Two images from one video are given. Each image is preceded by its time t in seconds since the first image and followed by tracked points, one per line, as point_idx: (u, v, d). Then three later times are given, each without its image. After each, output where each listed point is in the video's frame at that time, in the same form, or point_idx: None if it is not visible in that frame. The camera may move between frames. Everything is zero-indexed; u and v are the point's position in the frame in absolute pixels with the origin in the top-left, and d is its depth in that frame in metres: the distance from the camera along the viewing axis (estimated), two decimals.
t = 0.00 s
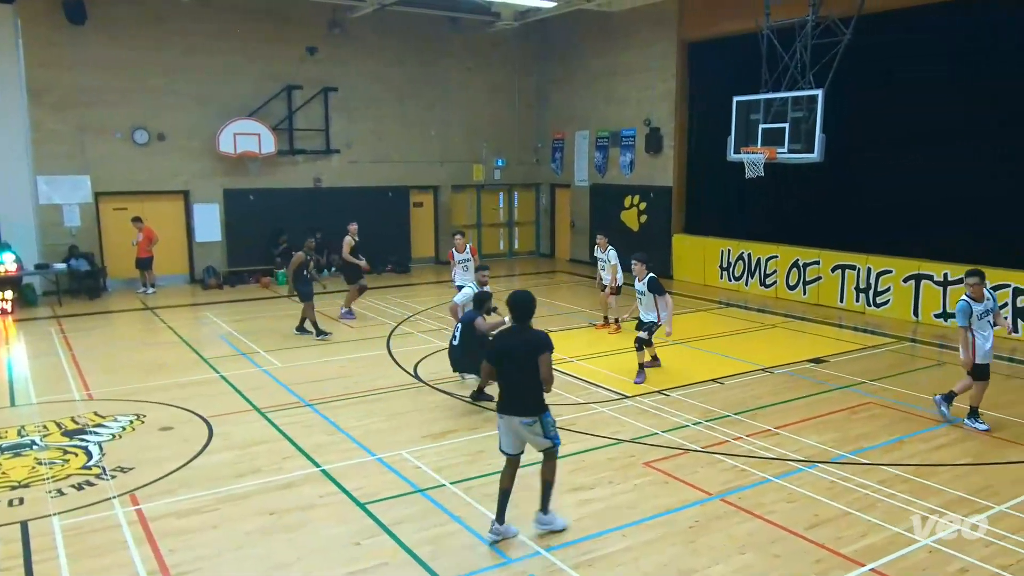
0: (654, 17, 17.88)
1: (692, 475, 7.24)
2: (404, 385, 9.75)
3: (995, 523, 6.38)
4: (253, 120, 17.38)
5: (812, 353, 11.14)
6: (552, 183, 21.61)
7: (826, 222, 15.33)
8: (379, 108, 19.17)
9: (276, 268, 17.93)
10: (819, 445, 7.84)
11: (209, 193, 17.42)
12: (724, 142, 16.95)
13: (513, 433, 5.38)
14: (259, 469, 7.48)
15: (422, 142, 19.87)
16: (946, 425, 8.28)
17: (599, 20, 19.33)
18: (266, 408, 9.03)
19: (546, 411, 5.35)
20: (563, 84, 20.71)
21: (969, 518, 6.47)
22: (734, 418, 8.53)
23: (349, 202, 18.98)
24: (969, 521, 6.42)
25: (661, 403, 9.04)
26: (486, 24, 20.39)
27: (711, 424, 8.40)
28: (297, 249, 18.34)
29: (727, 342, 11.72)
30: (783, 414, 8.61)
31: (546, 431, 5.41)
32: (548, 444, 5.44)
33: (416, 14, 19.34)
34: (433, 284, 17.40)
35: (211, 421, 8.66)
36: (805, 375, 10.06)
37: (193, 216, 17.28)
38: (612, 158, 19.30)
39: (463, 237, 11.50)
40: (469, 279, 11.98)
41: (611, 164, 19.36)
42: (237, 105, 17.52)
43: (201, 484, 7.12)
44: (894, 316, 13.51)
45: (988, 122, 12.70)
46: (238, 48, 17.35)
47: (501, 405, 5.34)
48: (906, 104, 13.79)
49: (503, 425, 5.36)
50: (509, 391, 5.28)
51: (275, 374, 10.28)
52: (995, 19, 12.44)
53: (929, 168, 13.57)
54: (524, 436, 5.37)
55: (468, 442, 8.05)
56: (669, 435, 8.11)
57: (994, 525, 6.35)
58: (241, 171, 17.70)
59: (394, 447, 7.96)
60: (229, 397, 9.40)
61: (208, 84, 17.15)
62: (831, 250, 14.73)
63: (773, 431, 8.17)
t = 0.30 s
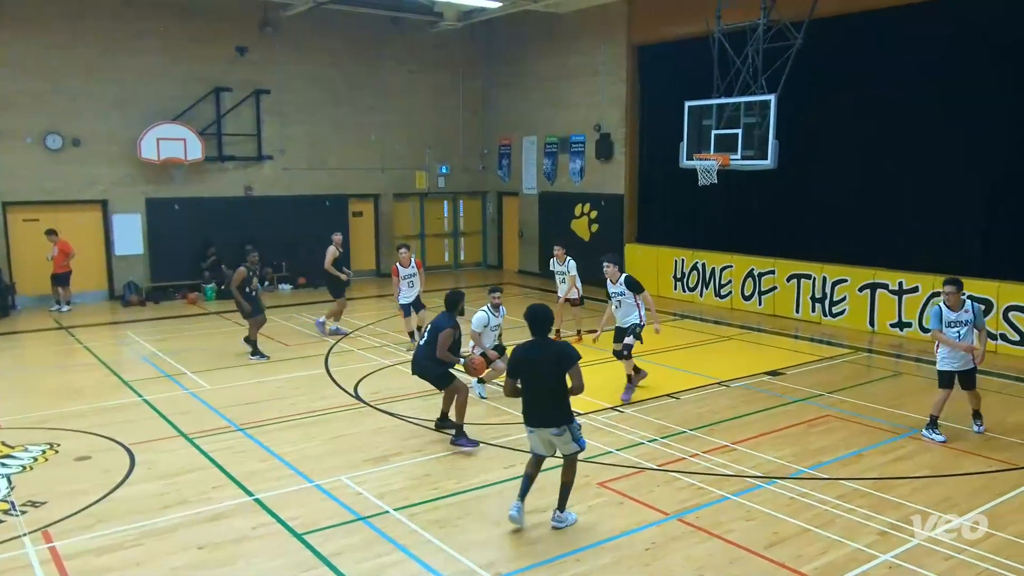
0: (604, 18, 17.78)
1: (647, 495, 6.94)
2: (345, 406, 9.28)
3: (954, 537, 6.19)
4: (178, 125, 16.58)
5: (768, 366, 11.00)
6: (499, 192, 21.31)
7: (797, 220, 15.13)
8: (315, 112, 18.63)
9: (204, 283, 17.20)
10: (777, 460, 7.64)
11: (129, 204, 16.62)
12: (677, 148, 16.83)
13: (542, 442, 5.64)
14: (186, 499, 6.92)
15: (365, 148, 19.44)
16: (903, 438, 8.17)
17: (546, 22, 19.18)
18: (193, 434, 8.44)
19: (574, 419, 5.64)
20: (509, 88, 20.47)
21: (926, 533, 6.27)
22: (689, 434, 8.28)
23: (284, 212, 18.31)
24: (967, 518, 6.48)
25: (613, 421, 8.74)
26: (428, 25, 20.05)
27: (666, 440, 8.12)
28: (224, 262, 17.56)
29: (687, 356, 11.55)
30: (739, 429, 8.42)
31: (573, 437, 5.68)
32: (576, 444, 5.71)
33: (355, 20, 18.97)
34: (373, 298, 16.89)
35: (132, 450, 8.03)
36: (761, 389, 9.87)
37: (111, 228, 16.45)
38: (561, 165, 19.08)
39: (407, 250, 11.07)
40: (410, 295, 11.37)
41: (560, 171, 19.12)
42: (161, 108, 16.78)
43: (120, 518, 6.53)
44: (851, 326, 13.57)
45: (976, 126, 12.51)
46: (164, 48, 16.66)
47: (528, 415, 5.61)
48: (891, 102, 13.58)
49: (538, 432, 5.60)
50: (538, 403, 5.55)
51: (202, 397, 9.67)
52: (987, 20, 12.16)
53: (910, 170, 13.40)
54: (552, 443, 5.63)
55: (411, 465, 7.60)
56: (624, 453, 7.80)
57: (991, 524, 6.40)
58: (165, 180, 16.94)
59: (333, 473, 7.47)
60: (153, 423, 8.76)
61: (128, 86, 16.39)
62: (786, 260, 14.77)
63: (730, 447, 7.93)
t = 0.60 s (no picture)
0: (547, 19, 17.58)
1: (598, 521, 6.56)
2: (275, 432, 8.71)
3: (912, 557, 5.95)
4: (89, 130, 15.75)
5: (722, 382, 10.76)
6: (439, 202, 20.86)
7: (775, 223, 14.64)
8: (239, 118, 17.97)
9: (117, 301, 16.29)
10: (731, 480, 7.35)
11: (33, 216, 15.67)
12: (624, 155, 16.64)
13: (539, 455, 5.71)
14: (98, 538, 6.29)
15: (296, 155, 18.83)
16: (858, 455, 7.99)
17: (486, 26, 18.91)
18: (106, 467, 7.77)
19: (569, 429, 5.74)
20: (448, 93, 20.09)
21: (883, 553, 6.02)
22: (640, 455, 7.96)
23: (210, 227, 17.62)
24: (966, 519, 6.58)
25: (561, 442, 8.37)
26: (362, 25, 19.58)
27: (617, 463, 7.77)
28: (139, 277, 16.72)
29: (637, 373, 11.26)
30: (694, 448, 8.14)
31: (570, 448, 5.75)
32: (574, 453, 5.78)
33: (286, 24, 18.46)
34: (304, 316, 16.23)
35: (37, 486, 7.33)
36: (715, 407, 9.62)
37: (13, 242, 15.47)
38: (504, 173, 18.76)
39: (339, 265, 10.61)
40: (342, 315, 10.85)
41: (504, 180, 18.81)
42: (70, 113, 15.94)
43: (21, 561, 5.87)
44: (805, 340, 13.53)
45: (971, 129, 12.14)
46: (73, 49, 15.86)
47: (522, 432, 5.65)
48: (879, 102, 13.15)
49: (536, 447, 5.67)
50: (533, 418, 5.61)
51: (117, 427, 8.96)
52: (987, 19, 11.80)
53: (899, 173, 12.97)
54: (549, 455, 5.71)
55: (347, 496, 7.08)
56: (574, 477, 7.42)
57: (990, 524, 6.50)
58: (74, 190, 16.04)
59: (261, 505, 6.91)
60: (62, 456, 8.05)
61: (34, 89, 15.54)
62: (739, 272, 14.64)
63: (683, 468, 7.62)
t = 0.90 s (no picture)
0: (487, 20, 17.33)
1: (547, 550, 6.16)
2: (199, 462, 8.14)
3: None
4: None
5: (674, 401, 10.46)
6: (374, 213, 20.35)
7: (761, 228, 14.27)
8: (158, 121, 17.27)
9: (20, 322, 15.34)
10: (685, 504, 7.03)
11: None
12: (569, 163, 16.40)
13: (539, 472, 5.40)
14: None
15: (220, 163, 18.17)
16: (815, 475, 7.76)
17: (425, 29, 18.57)
18: (8, 504, 7.10)
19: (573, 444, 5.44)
20: (383, 100, 19.66)
21: None
22: (591, 480, 7.60)
23: (128, 240, 16.84)
24: (966, 519, 6.74)
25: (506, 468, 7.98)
26: (292, 25, 19.05)
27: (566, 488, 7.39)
28: (46, 296, 15.77)
29: (587, 393, 10.92)
30: (646, 471, 7.82)
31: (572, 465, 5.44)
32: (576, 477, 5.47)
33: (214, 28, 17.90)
34: (228, 335, 15.53)
35: None
36: (668, 427, 9.33)
37: None
38: (444, 183, 18.37)
39: (261, 281, 10.02)
40: (266, 336, 10.20)
41: (443, 189, 18.41)
42: None
43: None
44: (759, 355, 13.39)
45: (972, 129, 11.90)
46: None
47: (522, 447, 5.36)
48: (874, 104, 12.82)
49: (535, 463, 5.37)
50: (536, 431, 5.32)
51: (22, 459, 8.27)
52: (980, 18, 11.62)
53: (896, 175, 12.68)
54: (550, 472, 5.40)
55: (277, 530, 6.56)
56: (521, 505, 7.01)
57: (990, 524, 6.67)
58: None
59: (181, 542, 6.34)
60: None
61: None
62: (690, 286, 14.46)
63: (634, 492, 7.28)
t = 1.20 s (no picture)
0: (430, 20, 17.19)
1: (494, 558, 6.06)
2: (133, 474, 7.87)
3: None
4: None
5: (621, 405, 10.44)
6: (315, 217, 20.05)
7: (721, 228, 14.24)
8: (88, 122, 16.80)
9: None
10: (634, 509, 6.99)
11: None
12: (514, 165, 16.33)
13: (507, 462, 5.42)
14: None
15: (155, 165, 17.73)
16: (761, 477, 7.79)
17: (367, 29, 18.37)
18: None
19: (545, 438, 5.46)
20: (325, 101, 19.39)
21: None
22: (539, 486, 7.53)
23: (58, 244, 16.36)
24: (967, 519, 6.80)
25: (453, 476, 7.85)
26: (228, 24, 18.70)
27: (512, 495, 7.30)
28: None
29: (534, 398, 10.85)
30: (594, 476, 7.76)
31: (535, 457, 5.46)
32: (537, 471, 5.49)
33: (149, 28, 17.52)
34: (163, 343, 15.13)
35: None
36: (615, 431, 9.31)
37: None
38: (387, 185, 18.16)
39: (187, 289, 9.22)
40: (194, 350, 9.41)
41: (386, 192, 18.19)
42: None
43: None
44: (705, 358, 13.46)
45: (937, 134, 11.95)
46: None
47: (492, 436, 5.38)
48: (839, 106, 12.83)
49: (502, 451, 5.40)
50: (506, 421, 5.33)
51: None
52: (939, 20, 11.70)
53: (861, 177, 12.70)
54: (517, 463, 5.42)
55: (215, 543, 6.35)
56: (468, 512, 6.91)
57: (992, 523, 6.71)
58: None
59: (114, 558, 6.11)
60: None
61: None
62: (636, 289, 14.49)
63: (583, 498, 7.23)
